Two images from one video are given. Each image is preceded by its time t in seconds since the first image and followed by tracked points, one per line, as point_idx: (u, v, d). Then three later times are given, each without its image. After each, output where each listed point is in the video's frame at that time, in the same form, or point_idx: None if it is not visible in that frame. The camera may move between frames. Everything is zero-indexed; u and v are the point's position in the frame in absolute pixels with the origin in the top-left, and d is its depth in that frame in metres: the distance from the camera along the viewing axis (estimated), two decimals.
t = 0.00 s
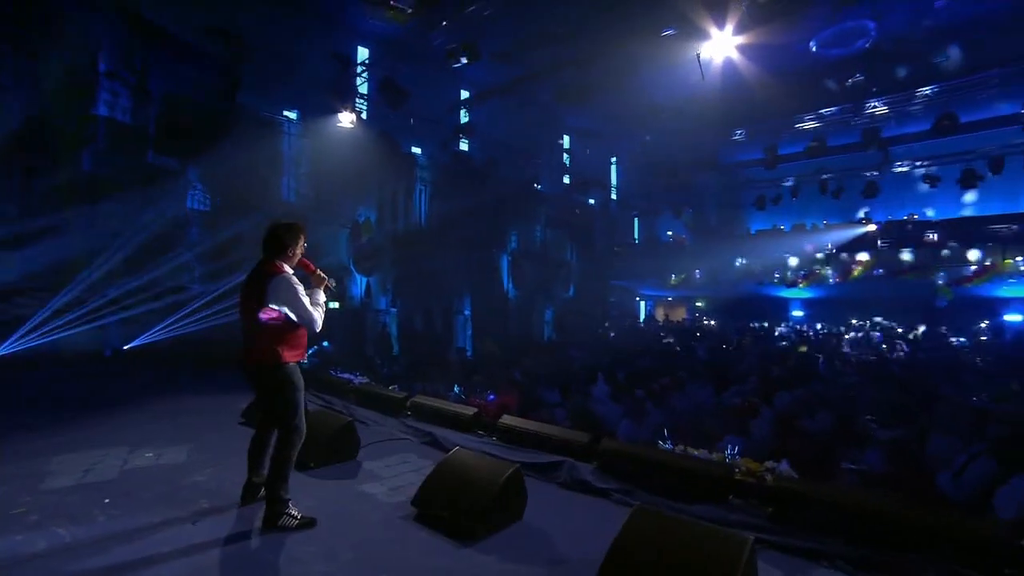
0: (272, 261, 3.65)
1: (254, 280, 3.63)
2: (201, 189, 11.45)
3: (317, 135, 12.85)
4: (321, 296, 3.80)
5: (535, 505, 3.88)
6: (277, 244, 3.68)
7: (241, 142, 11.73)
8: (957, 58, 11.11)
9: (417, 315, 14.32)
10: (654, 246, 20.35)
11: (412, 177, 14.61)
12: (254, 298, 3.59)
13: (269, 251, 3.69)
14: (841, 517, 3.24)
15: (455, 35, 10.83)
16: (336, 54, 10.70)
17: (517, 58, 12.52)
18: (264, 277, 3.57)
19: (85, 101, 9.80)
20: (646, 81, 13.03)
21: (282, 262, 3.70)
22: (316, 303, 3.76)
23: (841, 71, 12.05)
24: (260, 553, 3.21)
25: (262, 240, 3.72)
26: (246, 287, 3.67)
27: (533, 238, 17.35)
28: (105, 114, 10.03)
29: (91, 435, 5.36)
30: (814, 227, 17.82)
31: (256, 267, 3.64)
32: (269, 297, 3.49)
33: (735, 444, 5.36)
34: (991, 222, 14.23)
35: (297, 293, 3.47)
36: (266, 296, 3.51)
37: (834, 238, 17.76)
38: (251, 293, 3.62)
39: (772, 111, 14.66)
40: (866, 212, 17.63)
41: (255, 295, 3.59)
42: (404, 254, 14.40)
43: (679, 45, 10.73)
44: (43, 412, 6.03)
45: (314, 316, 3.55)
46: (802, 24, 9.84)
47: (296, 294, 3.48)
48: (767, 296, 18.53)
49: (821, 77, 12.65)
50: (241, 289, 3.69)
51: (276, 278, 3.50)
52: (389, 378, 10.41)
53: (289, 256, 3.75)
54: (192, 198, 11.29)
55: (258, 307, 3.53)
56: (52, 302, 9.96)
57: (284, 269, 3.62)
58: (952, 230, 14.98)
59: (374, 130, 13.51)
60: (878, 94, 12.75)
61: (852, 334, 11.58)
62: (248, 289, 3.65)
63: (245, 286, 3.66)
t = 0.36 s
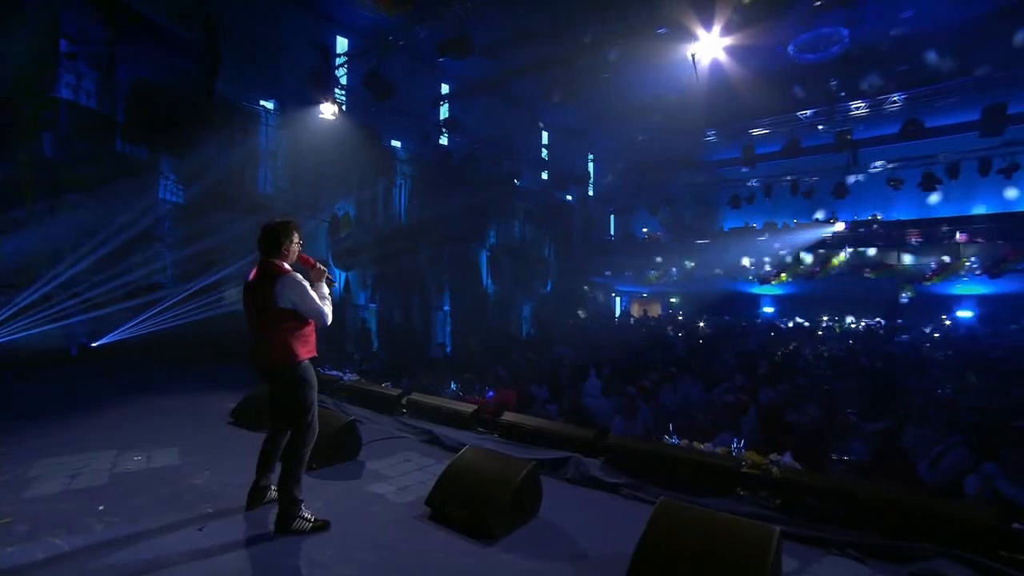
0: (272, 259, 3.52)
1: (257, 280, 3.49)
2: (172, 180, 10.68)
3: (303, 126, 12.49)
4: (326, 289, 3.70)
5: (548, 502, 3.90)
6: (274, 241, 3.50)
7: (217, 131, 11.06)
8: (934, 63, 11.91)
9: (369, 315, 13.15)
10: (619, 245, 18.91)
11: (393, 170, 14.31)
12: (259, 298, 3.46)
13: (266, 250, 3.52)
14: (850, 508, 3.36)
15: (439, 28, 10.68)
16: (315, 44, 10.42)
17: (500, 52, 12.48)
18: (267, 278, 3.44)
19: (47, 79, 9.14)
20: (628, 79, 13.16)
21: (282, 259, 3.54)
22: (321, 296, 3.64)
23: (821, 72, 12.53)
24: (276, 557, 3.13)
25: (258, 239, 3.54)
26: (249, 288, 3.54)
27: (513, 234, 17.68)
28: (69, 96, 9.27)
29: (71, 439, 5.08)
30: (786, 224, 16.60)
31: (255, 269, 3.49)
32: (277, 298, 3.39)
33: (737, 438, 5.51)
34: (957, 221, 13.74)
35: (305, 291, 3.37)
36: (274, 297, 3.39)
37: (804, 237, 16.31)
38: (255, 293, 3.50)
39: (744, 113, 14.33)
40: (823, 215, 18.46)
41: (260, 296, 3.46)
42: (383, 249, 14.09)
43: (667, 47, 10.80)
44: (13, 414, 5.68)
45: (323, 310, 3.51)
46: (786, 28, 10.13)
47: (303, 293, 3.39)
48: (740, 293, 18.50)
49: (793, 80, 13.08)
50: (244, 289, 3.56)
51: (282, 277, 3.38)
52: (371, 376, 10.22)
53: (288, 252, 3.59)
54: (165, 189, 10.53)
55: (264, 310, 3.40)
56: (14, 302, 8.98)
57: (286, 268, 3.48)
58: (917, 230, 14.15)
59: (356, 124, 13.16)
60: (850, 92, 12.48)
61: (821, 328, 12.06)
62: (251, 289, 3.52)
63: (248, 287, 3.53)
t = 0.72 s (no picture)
0: (281, 250, 3.46)
1: (266, 272, 3.42)
2: (149, 168, 10.53)
3: (285, 116, 11.90)
4: (338, 277, 3.57)
5: (562, 497, 3.94)
6: (281, 232, 3.43)
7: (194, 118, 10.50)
8: (920, 66, 11.20)
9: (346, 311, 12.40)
10: (601, 246, 18.21)
11: (377, 164, 13.83)
12: (268, 290, 3.39)
13: (274, 242, 3.45)
14: (856, 499, 3.52)
15: (426, 19, 10.49)
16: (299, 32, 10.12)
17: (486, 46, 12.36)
18: (277, 270, 3.37)
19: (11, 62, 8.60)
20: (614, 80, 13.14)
21: (291, 251, 3.47)
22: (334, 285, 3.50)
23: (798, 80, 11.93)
24: (298, 557, 3.07)
25: (265, 231, 3.48)
26: (258, 281, 3.48)
27: (495, 229, 17.58)
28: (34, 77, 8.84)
29: (54, 442, 4.83)
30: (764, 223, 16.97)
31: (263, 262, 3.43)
32: (287, 288, 3.30)
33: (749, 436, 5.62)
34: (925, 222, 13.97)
35: (316, 280, 3.28)
36: (285, 288, 3.32)
37: (781, 236, 16.51)
38: (264, 286, 3.42)
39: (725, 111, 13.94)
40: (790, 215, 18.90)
41: (269, 288, 3.39)
42: (365, 243, 13.83)
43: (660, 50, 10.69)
44: None
45: (338, 295, 3.37)
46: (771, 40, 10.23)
47: (314, 282, 3.29)
48: (718, 291, 18.98)
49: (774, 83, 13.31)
50: (254, 283, 3.51)
51: (292, 267, 3.31)
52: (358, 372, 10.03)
53: (296, 244, 3.52)
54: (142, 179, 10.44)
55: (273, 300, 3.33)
56: None
57: (295, 258, 3.41)
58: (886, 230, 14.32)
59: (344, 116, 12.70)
60: (831, 93, 11.99)
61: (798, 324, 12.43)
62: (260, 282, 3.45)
63: (257, 280, 3.47)
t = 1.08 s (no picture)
0: (284, 246, 3.27)
1: (271, 269, 3.26)
2: (128, 157, 10.34)
3: (275, 107, 11.77)
4: (345, 266, 3.38)
5: (574, 493, 3.97)
6: (283, 227, 3.26)
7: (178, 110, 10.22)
8: (907, 71, 11.39)
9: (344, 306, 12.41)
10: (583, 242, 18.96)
11: (363, 157, 13.76)
12: (275, 287, 3.23)
13: (275, 238, 3.27)
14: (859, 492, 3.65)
15: (416, 12, 10.33)
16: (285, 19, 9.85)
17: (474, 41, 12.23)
18: (282, 266, 3.21)
19: None
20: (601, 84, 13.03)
21: (293, 247, 3.29)
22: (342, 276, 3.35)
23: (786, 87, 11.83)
24: (318, 558, 3.03)
25: (265, 227, 3.30)
26: (264, 279, 3.33)
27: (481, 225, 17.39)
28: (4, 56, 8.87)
29: (42, 441, 4.62)
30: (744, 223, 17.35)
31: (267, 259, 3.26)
32: (296, 283, 3.14)
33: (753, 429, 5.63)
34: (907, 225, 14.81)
35: (325, 272, 3.11)
36: (294, 284, 3.16)
37: (763, 236, 16.82)
38: (270, 284, 3.27)
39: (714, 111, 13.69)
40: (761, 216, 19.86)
41: (276, 286, 3.23)
42: (349, 236, 13.57)
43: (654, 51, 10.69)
44: None
45: (351, 284, 3.20)
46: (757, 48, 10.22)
47: (323, 274, 3.12)
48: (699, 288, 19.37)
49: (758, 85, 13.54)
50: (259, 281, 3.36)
51: (298, 262, 3.15)
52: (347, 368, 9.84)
53: (298, 239, 3.34)
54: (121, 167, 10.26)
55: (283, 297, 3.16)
56: None
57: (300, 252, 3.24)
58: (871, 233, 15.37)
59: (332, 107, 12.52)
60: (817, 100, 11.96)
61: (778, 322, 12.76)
62: (266, 280, 3.30)
63: (263, 277, 3.31)
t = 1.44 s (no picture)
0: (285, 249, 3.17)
1: (273, 272, 3.13)
2: (102, 146, 9.87)
3: (258, 98, 11.43)
4: (349, 261, 3.29)
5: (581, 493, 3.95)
6: (281, 228, 3.14)
7: (155, 99, 9.94)
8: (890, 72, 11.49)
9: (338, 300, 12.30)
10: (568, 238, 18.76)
11: (348, 149, 13.46)
12: (280, 291, 3.11)
13: (274, 240, 3.15)
14: (862, 487, 3.70)
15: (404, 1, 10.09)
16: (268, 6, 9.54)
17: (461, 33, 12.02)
18: (285, 268, 3.09)
19: None
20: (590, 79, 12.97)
21: (293, 247, 3.19)
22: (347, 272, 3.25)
23: (773, 81, 11.96)
24: (333, 563, 2.96)
25: (261, 229, 3.17)
26: (265, 283, 3.20)
27: (465, 219, 17.17)
28: None
29: (26, 446, 4.40)
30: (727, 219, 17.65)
31: (266, 262, 3.14)
32: (303, 286, 3.04)
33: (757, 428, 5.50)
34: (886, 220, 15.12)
35: (331, 273, 3.01)
36: (302, 287, 3.05)
37: (747, 233, 17.33)
38: (273, 287, 3.14)
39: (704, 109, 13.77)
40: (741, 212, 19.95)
41: (279, 290, 3.11)
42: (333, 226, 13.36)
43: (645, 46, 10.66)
44: None
45: (359, 281, 3.10)
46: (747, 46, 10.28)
47: (330, 275, 3.01)
48: (683, 283, 19.54)
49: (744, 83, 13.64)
50: (260, 284, 3.22)
51: (303, 264, 3.03)
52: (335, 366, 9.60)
53: (296, 239, 3.24)
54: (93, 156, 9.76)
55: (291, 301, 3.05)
56: None
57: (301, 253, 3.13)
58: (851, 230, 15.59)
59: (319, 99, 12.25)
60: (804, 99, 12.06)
61: (762, 317, 12.99)
62: (268, 283, 3.17)
63: (264, 280, 3.18)
